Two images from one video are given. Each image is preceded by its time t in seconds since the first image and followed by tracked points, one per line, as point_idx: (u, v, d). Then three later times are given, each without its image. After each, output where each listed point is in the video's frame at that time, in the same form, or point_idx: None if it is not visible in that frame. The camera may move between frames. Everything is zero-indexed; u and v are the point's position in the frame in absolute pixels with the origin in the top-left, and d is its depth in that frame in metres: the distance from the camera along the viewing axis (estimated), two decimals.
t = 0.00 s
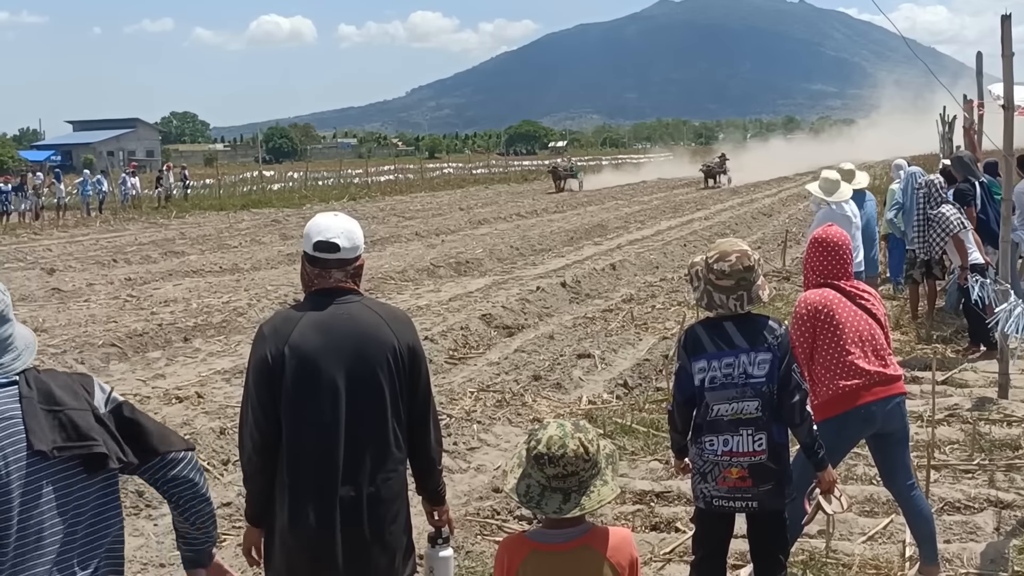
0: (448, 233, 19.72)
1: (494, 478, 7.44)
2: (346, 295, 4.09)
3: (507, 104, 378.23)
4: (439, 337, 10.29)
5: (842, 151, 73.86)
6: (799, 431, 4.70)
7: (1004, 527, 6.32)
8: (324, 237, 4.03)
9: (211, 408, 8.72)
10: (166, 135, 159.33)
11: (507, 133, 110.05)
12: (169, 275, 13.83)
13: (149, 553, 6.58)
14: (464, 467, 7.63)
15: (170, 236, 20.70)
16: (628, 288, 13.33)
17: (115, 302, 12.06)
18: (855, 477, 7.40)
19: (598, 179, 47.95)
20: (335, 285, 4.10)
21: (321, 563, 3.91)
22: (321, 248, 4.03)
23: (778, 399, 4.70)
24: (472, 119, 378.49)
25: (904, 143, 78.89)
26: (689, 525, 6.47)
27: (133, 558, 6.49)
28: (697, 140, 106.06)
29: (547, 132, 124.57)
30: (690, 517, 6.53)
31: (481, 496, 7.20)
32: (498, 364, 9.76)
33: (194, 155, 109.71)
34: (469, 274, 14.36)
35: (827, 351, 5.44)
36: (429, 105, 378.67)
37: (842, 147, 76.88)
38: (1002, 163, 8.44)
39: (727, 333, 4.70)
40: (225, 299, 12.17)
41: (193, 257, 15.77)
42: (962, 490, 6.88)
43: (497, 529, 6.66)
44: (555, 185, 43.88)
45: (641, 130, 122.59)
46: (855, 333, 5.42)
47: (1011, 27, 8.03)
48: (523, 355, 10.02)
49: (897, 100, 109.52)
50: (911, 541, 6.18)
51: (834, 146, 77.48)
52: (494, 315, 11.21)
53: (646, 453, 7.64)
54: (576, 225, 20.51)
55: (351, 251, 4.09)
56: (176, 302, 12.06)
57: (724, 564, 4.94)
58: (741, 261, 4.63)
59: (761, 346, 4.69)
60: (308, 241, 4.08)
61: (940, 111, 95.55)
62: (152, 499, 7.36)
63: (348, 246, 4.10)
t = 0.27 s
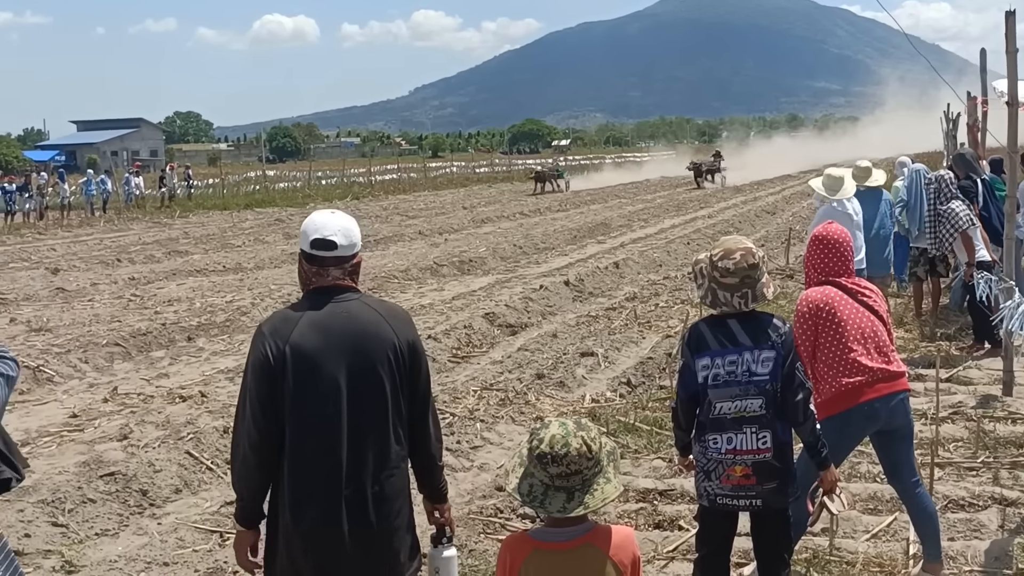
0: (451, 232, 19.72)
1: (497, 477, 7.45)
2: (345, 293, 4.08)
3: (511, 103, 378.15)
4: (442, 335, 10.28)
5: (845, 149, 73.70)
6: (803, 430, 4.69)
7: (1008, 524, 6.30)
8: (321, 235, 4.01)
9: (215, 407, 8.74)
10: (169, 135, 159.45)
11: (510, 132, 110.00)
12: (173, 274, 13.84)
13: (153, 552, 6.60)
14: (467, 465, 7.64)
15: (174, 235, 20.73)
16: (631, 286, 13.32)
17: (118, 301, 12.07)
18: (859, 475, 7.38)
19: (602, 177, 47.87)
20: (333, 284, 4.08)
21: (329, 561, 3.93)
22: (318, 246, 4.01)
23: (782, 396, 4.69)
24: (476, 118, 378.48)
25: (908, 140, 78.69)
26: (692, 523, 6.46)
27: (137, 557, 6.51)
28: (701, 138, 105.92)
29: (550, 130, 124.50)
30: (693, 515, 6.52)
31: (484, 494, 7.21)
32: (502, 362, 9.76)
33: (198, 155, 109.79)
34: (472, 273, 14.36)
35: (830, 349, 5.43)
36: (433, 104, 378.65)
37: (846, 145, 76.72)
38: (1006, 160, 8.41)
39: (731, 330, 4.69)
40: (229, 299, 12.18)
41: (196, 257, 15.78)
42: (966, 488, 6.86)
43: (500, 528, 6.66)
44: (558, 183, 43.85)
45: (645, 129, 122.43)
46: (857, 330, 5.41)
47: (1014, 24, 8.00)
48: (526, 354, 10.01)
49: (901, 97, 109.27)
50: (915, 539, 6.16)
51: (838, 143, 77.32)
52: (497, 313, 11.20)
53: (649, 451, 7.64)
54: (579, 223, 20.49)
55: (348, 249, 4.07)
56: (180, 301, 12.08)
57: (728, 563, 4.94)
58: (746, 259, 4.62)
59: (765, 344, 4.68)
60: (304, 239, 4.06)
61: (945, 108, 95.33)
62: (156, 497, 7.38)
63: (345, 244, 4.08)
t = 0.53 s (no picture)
0: (455, 231, 19.71)
1: (500, 475, 7.45)
2: (350, 290, 4.08)
3: (515, 102, 378.10)
4: (446, 334, 10.28)
5: (850, 148, 73.54)
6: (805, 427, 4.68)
7: (1011, 522, 6.29)
8: (326, 233, 4.01)
9: (218, 405, 8.75)
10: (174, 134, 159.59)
11: (514, 130, 109.95)
12: (177, 273, 13.86)
13: (157, 550, 6.61)
14: (470, 463, 7.65)
15: (178, 234, 20.75)
16: (634, 285, 13.31)
17: (122, 299, 12.09)
18: (862, 473, 7.37)
19: (606, 176, 47.84)
20: (338, 281, 4.08)
21: (334, 558, 3.96)
22: (323, 243, 4.00)
23: (784, 394, 4.68)
24: (481, 117, 378.51)
25: (914, 139, 78.49)
26: (695, 520, 6.46)
27: (141, 555, 6.52)
28: (705, 136, 105.81)
29: (554, 129, 124.44)
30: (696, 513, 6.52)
31: (487, 492, 7.21)
32: (505, 361, 9.76)
33: (203, 154, 109.87)
34: (476, 272, 14.36)
35: (833, 347, 5.42)
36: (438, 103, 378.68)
37: (851, 143, 76.54)
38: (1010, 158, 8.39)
39: (734, 328, 4.68)
40: (233, 297, 12.19)
41: (200, 255, 15.80)
42: (969, 486, 6.85)
43: (502, 525, 6.67)
44: (563, 182, 43.85)
45: (649, 128, 122.31)
46: (860, 328, 5.40)
47: (1018, 22, 7.98)
48: (529, 352, 10.01)
49: (906, 95, 109.02)
50: (919, 537, 6.15)
51: (843, 142, 77.15)
52: (500, 311, 11.20)
53: (652, 449, 7.63)
54: (583, 222, 20.49)
55: (353, 246, 4.07)
56: (184, 299, 12.09)
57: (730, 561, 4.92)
58: (749, 256, 4.62)
59: (768, 342, 4.67)
60: (309, 237, 4.05)
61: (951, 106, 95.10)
62: (159, 495, 7.39)
63: (350, 241, 4.08)
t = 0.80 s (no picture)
0: (458, 229, 19.72)
1: (502, 472, 7.47)
2: (375, 283, 4.11)
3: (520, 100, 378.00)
4: (449, 331, 10.28)
5: (854, 146, 73.39)
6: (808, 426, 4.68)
7: (1014, 521, 6.29)
8: (351, 226, 4.03)
9: (221, 401, 8.77)
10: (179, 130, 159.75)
11: (519, 128, 109.95)
12: (180, 270, 13.87)
13: (159, 545, 6.63)
14: (472, 460, 7.66)
15: (182, 231, 20.76)
16: (637, 283, 13.31)
17: (126, 296, 12.11)
18: (864, 471, 7.37)
19: (610, 173, 47.78)
20: (362, 273, 4.10)
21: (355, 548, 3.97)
22: (349, 237, 4.03)
23: (786, 392, 4.68)
24: (485, 114, 378.45)
25: (918, 137, 78.33)
26: (696, 518, 6.47)
27: (143, 551, 6.54)
28: (710, 134, 105.68)
29: (558, 127, 124.28)
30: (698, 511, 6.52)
31: (489, 489, 7.23)
32: (507, 358, 9.76)
33: (207, 151, 109.83)
34: (478, 269, 14.36)
35: (836, 346, 5.41)
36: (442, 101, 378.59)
37: (856, 141, 76.40)
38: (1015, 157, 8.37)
39: (736, 325, 4.67)
40: (236, 294, 12.20)
41: (204, 252, 15.82)
42: (972, 485, 6.84)
43: (504, 522, 6.69)
44: (566, 180, 43.80)
45: (654, 126, 122.20)
46: (863, 326, 5.39)
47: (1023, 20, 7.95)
48: (532, 349, 10.01)
49: (911, 93, 108.79)
50: (921, 535, 6.15)
51: (847, 140, 76.97)
52: (503, 309, 11.20)
53: (654, 447, 7.64)
54: (586, 220, 20.46)
55: (378, 239, 4.09)
56: (187, 296, 12.10)
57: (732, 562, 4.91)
58: (754, 256, 4.59)
59: (771, 340, 4.67)
60: (335, 229, 4.08)
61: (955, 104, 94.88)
62: (162, 491, 7.41)
63: (375, 235, 4.10)
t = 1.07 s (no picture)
0: (462, 225, 19.72)
1: (503, 467, 7.50)
2: (403, 276, 4.14)
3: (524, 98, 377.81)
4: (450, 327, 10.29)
5: (859, 146, 73.20)
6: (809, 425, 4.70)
7: (1015, 521, 6.29)
8: (383, 218, 4.06)
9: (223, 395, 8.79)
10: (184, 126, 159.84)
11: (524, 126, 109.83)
12: (183, 263, 13.89)
13: (160, 537, 6.67)
14: (473, 455, 7.68)
15: (185, 225, 20.77)
16: (640, 280, 13.31)
17: (129, 289, 12.13)
18: (865, 470, 7.38)
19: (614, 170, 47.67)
20: (389, 265, 4.12)
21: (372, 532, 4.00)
22: (381, 229, 4.06)
23: (789, 391, 4.69)
24: (489, 112, 378.32)
25: (924, 138, 78.14)
26: (696, 515, 6.48)
27: (144, 542, 6.58)
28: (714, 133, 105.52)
29: (563, 125, 124.12)
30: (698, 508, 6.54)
31: (490, 484, 7.25)
32: (509, 354, 9.77)
33: (211, 146, 109.89)
34: (481, 265, 14.36)
35: (839, 344, 5.42)
36: (447, 98, 378.45)
37: (861, 141, 76.24)
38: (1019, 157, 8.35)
39: (741, 323, 4.67)
40: (238, 288, 12.23)
41: (207, 246, 15.84)
42: (974, 485, 6.84)
43: (504, 517, 6.72)
44: (569, 177, 43.75)
45: (658, 124, 122.04)
46: (866, 325, 5.40)
47: None
48: (533, 346, 10.02)
49: (917, 94, 108.51)
50: (921, 534, 6.16)
51: (852, 139, 76.79)
52: (505, 305, 11.21)
53: (655, 444, 7.65)
54: (589, 217, 20.46)
55: (408, 233, 4.12)
56: (190, 290, 12.13)
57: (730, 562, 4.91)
58: (761, 254, 4.57)
59: (776, 339, 4.67)
60: (366, 220, 4.10)
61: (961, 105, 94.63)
62: (164, 483, 7.44)
63: (405, 227, 4.13)
